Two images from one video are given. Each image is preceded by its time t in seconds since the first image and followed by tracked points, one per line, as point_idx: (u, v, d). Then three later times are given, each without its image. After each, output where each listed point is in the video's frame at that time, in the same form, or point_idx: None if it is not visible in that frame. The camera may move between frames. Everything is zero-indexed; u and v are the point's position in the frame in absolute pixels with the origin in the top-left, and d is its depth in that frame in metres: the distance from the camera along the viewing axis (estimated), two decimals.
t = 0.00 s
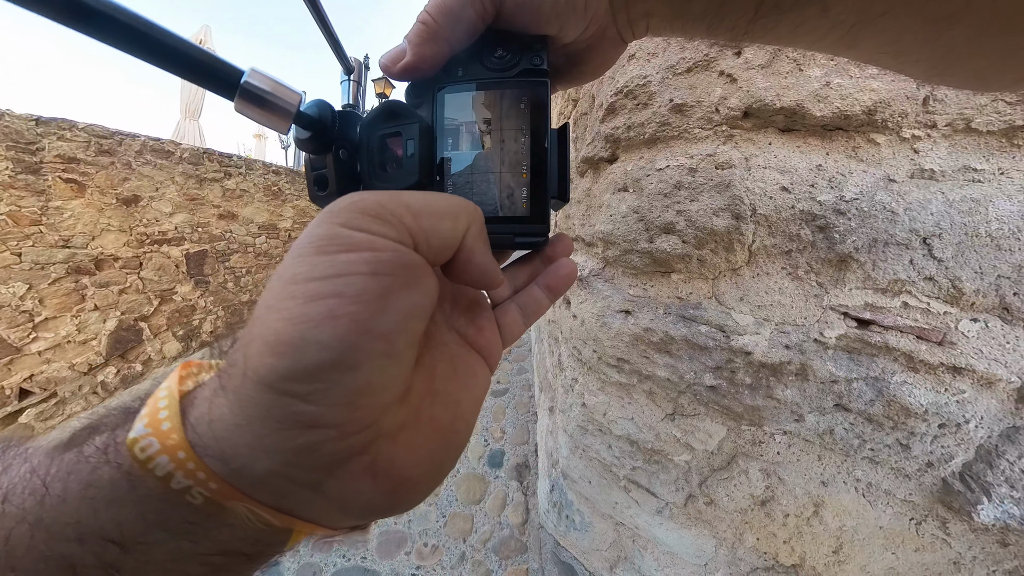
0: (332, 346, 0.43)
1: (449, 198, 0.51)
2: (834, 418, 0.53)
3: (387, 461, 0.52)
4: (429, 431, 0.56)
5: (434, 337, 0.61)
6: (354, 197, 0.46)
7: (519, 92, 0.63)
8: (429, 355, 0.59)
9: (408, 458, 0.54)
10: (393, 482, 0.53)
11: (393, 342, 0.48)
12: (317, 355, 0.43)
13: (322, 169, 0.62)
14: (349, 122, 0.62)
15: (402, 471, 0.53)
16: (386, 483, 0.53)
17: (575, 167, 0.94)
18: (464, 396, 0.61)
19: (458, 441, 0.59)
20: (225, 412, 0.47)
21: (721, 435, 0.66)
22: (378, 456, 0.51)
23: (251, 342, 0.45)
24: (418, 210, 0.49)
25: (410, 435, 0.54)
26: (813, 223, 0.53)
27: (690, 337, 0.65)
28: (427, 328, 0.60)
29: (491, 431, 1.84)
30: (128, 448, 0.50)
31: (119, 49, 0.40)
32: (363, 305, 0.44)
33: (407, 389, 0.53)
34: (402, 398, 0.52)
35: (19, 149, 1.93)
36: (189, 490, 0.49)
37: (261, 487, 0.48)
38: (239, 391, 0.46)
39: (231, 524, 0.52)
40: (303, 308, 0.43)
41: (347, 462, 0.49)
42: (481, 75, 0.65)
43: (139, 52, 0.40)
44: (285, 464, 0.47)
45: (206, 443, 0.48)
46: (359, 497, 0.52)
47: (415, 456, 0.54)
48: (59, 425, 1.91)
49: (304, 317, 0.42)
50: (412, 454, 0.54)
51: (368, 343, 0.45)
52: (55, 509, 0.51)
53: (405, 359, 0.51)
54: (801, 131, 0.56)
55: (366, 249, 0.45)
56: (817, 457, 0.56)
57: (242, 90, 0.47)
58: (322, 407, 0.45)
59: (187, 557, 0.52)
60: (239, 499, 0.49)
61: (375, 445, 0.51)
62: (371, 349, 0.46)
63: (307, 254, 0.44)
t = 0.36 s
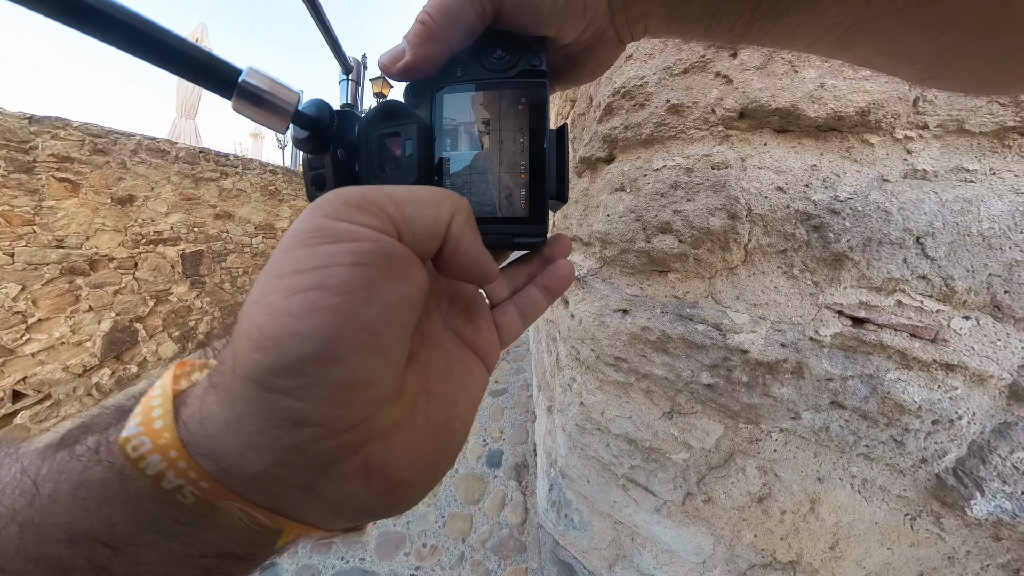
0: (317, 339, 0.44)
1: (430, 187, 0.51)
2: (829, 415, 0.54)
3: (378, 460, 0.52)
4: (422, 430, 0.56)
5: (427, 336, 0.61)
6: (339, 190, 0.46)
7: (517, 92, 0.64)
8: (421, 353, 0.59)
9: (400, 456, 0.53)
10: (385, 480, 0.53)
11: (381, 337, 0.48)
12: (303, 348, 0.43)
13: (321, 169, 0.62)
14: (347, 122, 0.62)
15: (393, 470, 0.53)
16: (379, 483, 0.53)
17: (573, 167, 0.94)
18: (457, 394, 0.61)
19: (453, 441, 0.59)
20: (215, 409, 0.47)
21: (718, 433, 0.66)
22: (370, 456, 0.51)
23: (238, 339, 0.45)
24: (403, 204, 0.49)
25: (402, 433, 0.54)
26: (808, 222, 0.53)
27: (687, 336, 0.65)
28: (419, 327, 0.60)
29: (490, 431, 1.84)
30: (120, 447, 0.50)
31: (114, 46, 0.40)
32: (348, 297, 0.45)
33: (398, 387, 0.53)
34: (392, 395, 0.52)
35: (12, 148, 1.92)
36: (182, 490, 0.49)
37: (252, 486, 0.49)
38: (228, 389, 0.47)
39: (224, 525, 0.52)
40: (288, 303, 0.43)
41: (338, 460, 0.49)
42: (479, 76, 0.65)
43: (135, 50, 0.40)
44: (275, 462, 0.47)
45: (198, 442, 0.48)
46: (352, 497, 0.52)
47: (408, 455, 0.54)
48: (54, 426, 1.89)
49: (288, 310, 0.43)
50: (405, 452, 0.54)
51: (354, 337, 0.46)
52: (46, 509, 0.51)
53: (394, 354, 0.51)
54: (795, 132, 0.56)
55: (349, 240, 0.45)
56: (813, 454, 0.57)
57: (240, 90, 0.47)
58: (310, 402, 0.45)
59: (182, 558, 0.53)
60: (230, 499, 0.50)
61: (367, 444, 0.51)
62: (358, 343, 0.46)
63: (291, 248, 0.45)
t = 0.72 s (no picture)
0: (313, 338, 0.44)
1: (425, 184, 0.51)
2: (827, 414, 0.54)
3: (377, 460, 0.52)
4: (420, 429, 0.56)
5: (425, 336, 0.61)
6: (334, 190, 0.46)
7: (517, 92, 0.64)
8: (420, 353, 0.59)
9: (398, 456, 0.53)
10: (384, 481, 0.53)
11: (377, 336, 0.48)
12: (298, 347, 0.43)
13: (320, 170, 0.62)
14: (346, 123, 0.62)
15: (391, 470, 0.53)
16: (378, 483, 0.53)
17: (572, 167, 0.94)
18: (455, 393, 0.61)
19: (452, 441, 0.59)
20: (212, 410, 0.47)
21: (717, 432, 0.66)
22: (368, 456, 0.51)
23: (234, 339, 0.45)
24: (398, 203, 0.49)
25: (400, 433, 0.54)
26: (805, 222, 0.53)
27: (685, 336, 0.65)
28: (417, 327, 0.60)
29: (489, 431, 1.84)
30: (118, 448, 0.50)
31: (112, 46, 0.40)
32: (343, 296, 0.45)
33: (396, 387, 0.53)
34: (390, 394, 0.52)
35: (9, 147, 1.92)
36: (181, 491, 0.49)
37: (250, 488, 0.49)
38: (225, 390, 0.47)
39: (222, 526, 0.52)
40: (283, 302, 0.44)
41: (335, 460, 0.49)
42: (478, 76, 0.65)
43: (133, 50, 0.40)
44: (273, 463, 0.47)
45: (196, 442, 0.49)
46: (351, 498, 0.52)
47: (407, 456, 0.54)
48: (51, 426, 1.87)
49: (284, 310, 0.43)
50: (403, 452, 0.54)
51: (350, 336, 0.46)
52: (44, 509, 0.51)
53: (391, 353, 0.51)
54: (792, 132, 0.57)
55: (344, 239, 0.45)
56: (811, 452, 0.57)
57: (240, 90, 0.47)
58: (306, 402, 0.46)
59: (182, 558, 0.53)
60: (228, 499, 0.50)
61: (365, 444, 0.51)
62: (354, 342, 0.46)
63: (287, 248, 0.45)
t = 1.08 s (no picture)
0: (310, 337, 0.44)
1: (422, 183, 0.51)
2: (825, 414, 0.54)
3: (377, 460, 0.52)
4: (420, 429, 0.56)
5: (425, 336, 0.61)
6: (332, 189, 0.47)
7: (516, 93, 0.64)
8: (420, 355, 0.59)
9: (398, 457, 0.53)
10: (384, 481, 0.53)
11: (375, 335, 0.49)
12: (296, 346, 0.43)
13: (319, 170, 0.62)
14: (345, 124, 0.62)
15: (392, 470, 0.53)
16: (377, 483, 0.53)
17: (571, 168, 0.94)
18: (455, 393, 0.61)
19: (452, 441, 0.59)
20: (211, 410, 0.48)
21: (716, 432, 0.66)
22: (367, 456, 0.51)
23: (232, 340, 0.46)
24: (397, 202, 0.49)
25: (400, 433, 0.54)
26: (804, 223, 0.54)
27: (685, 336, 0.65)
28: (416, 327, 0.60)
29: (489, 431, 1.84)
30: (116, 449, 0.50)
31: (112, 46, 0.40)
32: (341, 294, 0.45)
33: (395, 386, 0.54)
34: (389, 394, 0.52)
35: (6, 147, 1.92)
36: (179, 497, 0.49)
37: (248, 488, 0.49)
38: (225, 391, 0.47)
39: (221, 528, 0.52)
40: (281, 301, 0.44)
41: (334, 460, 0.49)
42: (478, 76, 0.65)
43: (133, 50, 0.40)
44: (271, 463, 0.47)
45: (195, 444, 0.49)
46: (351, 498, 0.52)
47: (406, 456, 0.54)
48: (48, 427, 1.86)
49: (282, 309, 0.43)
50: (403, 452, 0.54)
51: (349, 334, 0.46)
52: (43, 511, 0.51)
53: (390, 352, 0.51)
54: (790, 133, 0.57)
55: (341, 238, 0.45)
56: (810, 452, 0.57)
57: (239, 90, 0.47)
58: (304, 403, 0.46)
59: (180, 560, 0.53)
60: (226, 500, 0.50)
61: (364, 444, 0.51)
62: (352, 341, 0.46)
63: (285, 247, 0.45)
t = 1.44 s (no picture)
0: (309, 337, 0.44)
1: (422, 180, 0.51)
2: (825, 414, 0.55)
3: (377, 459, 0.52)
4: (421, 428, 0.56)
5: (427, 335, 0.62)
6: (330, 188, 0.46)
7: (516, 93, 0.64)
8: (418, 356, 0.59)
9: (398, 456, 0.53)
10: (384, 480, 0.53)
11: (376, 334, 0.49)
12: (297, 345, 0.44)
13: (319, 171, 0.61)
14: (343, 124, 0.62)
15: (391, 470, 0.53)
16: (377, 483, 0.53)
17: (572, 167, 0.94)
18: (456, 395, 0.61)
19: (453, 440, 0.59)
20: (210, 411, 0.48)
21: (717, 431, 0.66)
22: (368, 456, 0.51)
23: (230, 339, 0.45)
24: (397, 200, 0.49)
25: (400, 432, 0.54)
26: (803, 222, 0.54)
27: (685, 336, 0.65)
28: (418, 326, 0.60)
29: (489, 431, 1.85)
30: (115, 450, 0.50)
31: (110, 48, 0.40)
32: (340, 294, 0.45)
33: (395, 386, 0.54)
34: (389, 394, 0.52)
35: (3, 145, 1.91)
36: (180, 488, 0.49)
37: (248, 490, 0.49)
38: (221, 389, 0.47)
39: (220, 529, 0.52)
40: (281, 300, 0.44)
41: (334, 460, 0.49)
42: (476, 76, 0.65)
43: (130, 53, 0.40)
44: (272, 465, 0.47)
45: (193, 441, 0.49)
46: (352, 497, 0.52)
47: (406, 455, 0.54)
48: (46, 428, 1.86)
49: (282, 309, 0.43)
50: (403, 451, 0.54)
51: (349, 334, 0.46)
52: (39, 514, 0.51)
53: (391, 350, 0.51)
54: (790, 133, 0.57)
55: (341, 236, 0.45)
56: (810, 451, 0.57)
57: (236, 92, 0.47)
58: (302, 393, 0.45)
59: (179, 561, 0.53)
60: (225, 502, 0.49)
61: (365, 443, 0.51)
62: (352, 340, 0.46)
63: (284, 245, 0.45)
